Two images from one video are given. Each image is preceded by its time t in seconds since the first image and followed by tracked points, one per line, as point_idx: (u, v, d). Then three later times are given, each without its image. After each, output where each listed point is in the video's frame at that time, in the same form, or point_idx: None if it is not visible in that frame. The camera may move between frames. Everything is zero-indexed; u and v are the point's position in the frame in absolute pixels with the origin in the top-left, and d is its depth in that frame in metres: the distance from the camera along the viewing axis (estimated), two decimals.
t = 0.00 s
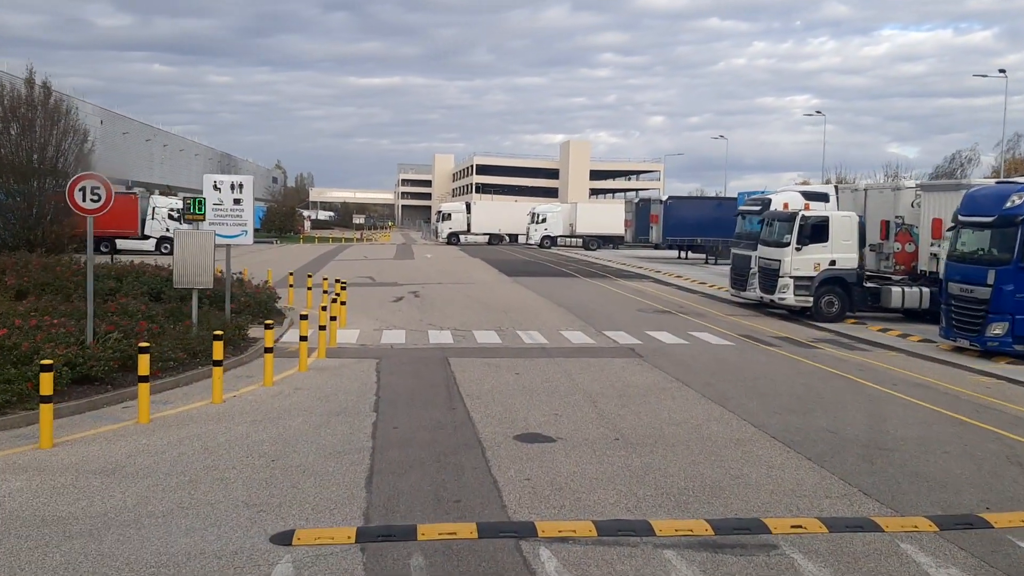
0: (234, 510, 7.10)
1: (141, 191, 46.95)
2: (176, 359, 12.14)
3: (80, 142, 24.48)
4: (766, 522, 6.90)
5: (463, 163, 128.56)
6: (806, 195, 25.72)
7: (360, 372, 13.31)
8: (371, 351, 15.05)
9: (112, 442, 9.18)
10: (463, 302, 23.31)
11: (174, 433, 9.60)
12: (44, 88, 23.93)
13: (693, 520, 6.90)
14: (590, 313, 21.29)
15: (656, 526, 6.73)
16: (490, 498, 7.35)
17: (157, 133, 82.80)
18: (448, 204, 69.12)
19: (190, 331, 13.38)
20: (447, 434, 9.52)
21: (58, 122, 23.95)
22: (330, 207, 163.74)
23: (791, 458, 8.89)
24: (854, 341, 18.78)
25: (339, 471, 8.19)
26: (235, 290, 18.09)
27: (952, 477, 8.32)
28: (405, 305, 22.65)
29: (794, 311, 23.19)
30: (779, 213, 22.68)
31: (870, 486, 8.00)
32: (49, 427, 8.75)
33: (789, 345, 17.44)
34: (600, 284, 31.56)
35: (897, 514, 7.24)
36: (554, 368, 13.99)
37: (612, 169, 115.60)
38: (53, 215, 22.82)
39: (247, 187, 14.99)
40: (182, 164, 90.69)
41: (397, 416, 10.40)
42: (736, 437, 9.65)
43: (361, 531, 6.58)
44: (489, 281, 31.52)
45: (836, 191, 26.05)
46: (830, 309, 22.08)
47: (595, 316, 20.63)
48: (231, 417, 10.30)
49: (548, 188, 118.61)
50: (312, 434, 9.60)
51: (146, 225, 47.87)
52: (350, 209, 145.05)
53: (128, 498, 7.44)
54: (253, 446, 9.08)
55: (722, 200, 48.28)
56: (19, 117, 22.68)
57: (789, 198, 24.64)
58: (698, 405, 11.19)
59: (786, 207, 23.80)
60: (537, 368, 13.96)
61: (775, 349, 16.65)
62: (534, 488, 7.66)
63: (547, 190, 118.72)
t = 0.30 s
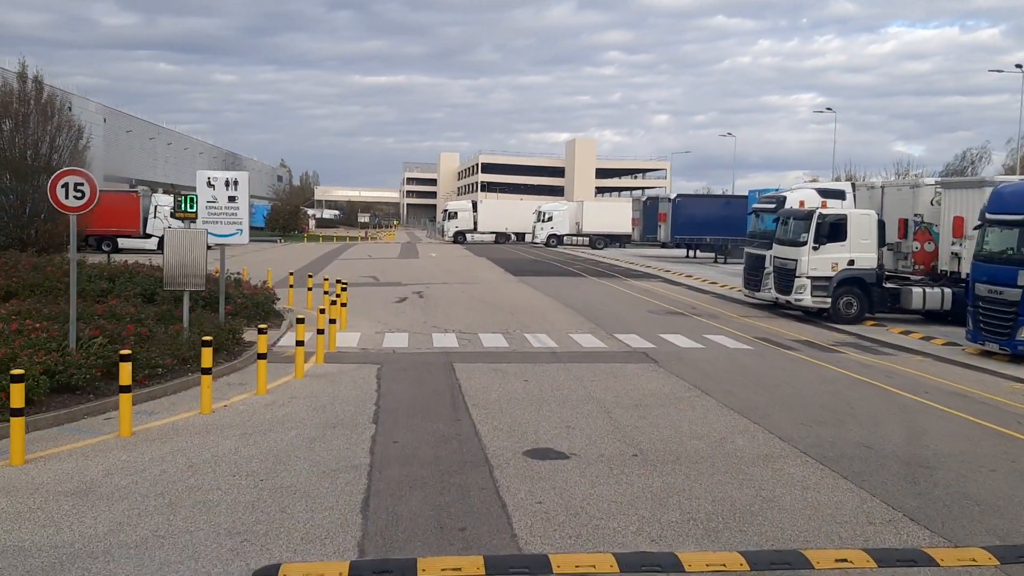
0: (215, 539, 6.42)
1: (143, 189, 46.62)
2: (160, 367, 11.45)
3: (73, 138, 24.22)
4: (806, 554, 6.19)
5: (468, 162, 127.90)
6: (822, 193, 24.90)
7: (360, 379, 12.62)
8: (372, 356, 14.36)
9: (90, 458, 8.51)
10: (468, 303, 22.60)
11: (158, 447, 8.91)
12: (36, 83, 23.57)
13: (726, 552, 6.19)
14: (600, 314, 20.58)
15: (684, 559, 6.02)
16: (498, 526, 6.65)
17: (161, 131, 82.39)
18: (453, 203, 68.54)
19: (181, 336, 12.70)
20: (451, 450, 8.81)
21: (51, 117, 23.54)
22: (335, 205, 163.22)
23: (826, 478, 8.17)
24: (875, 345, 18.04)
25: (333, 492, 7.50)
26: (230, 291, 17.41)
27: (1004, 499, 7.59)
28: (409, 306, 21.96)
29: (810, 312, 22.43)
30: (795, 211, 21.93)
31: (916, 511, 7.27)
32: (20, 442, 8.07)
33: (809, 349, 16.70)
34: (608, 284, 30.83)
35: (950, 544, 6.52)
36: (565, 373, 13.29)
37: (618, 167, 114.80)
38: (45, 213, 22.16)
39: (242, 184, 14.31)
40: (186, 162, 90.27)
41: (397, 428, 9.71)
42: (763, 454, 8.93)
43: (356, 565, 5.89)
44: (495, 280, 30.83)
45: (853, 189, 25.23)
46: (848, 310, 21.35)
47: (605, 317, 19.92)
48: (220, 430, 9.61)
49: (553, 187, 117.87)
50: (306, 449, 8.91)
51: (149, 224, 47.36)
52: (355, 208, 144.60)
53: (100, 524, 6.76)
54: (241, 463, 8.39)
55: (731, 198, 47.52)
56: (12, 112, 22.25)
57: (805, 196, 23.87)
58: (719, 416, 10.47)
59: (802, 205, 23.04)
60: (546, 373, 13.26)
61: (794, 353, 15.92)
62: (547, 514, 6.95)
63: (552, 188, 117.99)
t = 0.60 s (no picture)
0: None
1: (144, 188, 46.13)
2: (146, 376, 10.79)
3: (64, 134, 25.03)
4: None
5: (473, 160, 127.12)
6: (839, 190, 24.06)
7: (358, 386, 11.92)
8: (372, 362, 13.65)
9: (62, 477, 7.81)
10: (473, 304, 21.90)
11: (137, 465, 8.22)
12: (29, 78, 24.42)
13: None
14: (609, 316, 19.84)
15: None
16: (506, 559, 5.94)
17: (165, 129, 81.84)
18: (459, 201, 67.86)
19: (168, 342, 12.02)
20: (455, 468, 8.09)
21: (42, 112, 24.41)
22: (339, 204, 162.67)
23: (866, 501, 7.43)
24: (898, 349, 17.28)
25: (324, 518, 6.79)
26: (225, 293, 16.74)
27: None
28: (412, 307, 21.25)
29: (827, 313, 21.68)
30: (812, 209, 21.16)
31: (972, 542, 6.53)
32: None
33: (830, 353, 15.95)
34: (616, 284, 30.06)
35: None
36: (575, 380, 12.56)
37: (625, 165, 113.93)
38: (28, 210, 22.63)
39: (235, 181, 13.58)
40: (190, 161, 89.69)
41: (396, 443, 8.99)
42: (795, 474, 8.19)
43: None
44: (501, 280, 30.09)
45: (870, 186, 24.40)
46: (867, 312, 20.69)
47: (616, 319, 19.20)
48: (207, 445, 8.92)
49: (559, 185, 117.05)
50: (297, 467, 8.21)
51: (150, 223, 46.72)
52: (360, 207, 144.01)
53: (63, 557, 6.06)
54: (225, 483, 7.69)
55: (741, 196, 46.75)
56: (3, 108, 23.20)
57: (821, 194, 23.09)
58: (743, 430, 9.74)
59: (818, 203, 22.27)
60: (556, 380, 12.53)
61: (815, 357, 15.17)
62: (561, 545, 6.23)
63: (558, 187, 117.19)
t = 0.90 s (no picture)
0: None
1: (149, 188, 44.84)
2: (132, 387, 10.18)
3: (57, 130, 25.28)
4: None
5: (478, 159, 126.39)
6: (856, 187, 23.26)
7: (356, 396, 11.23)
8: (373, 368, 12.98)
9: (32, 500, 7.16)
10: (479, 305, 21.24)
11: (114, 485, 7.57)
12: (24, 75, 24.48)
13: None
14: (620, 318, 19.14)
15: None
16: None
17: (168, 128, 81.34)
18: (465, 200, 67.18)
19: (155, 349, 11.38)
20: (459, 490, 7.41)
21: (34, 108, 24.41)
22: (344, 203, 162.20)
23: (914, 530, 6.72)
24: (922, 353, 16.56)
25: (315, 551, 6.11)
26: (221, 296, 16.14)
27: None
28: (415, 309, 20.58)
29: (845, 315, 20.95)
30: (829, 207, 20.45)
31: None
32: None
33: (852, 358, 15.24)
34: (625, 284, 29.35)
35: None
36: (587, 388, 11.87)
37: (631, 164, 113.13)
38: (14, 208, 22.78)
39: (229, 178, 12.96)
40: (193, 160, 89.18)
41: (396, 461, 8.30)
42: (831, 497, 7.48)
43: None
44: (506, 281, 29.39)
45: (889, 183, 23.54)
46: (887, 314, 19.93)
47: (627, 322, 18.50)
48: (193, 462, 8.26)
49: (564, 184, 116.31)
50: (288, 488, 7.53)
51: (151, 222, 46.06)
52: (365, 206, 143.43)
53: None
54: (209, 507, 7.03)
55: (750, 194, 45.93)
56: None
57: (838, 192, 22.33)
58: (769, 446, 9.05)
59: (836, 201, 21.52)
60: (567, 388, 11.84)
61: (838, 362, 14.46)
62: None
63: (563, 186, 116.45)
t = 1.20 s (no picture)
0: None
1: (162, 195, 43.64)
2: (115, 397, 9.55)
3: (50, 126, 25.23)
4: None
5: (482, 158, 125.74)
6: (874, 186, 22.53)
7: (354, 406, 10.54)
8: (373, 375, 12.32)
9: None
10: (485, 307, 20.58)
11: (87, 508, 6.92)
12: (17, 70, 24.54)
13: None
14: (630, 320, 18.46)
15: None
16: None
17: (171, 127, 80.82)
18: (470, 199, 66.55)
19: (142, 356, 10.73)
20: (464, 516, 6.73)
21: (27, 103, 24.39)
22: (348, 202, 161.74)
23: (971, 563, 6.04)
24: (947, 358, 15.85)
25: None
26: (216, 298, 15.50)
27: None
28: (418, 311, 19.90)
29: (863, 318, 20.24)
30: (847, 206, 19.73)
31: None
32: None
33: (875, 363, 14.54)
34: (634, 285, 28.65)
35: None
36: (600, 397, 11.19)
37: (636, 164, 112.45)
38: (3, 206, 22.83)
39: (221, 174, 12.26)
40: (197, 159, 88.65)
41: (395, 481, 7.63)
42: (874, 523, 6.79)
43: None
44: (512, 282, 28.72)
45: (908, 182, 22.78)
46: (908, 317, 19.15)
47: (638, 325, 17.83)
48: (176, 482, 7.61)
49: (569, 183, 115.66)
50: (277, 512, 6.86)
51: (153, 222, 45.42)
52: (369, 205, 142.91)
53: None
54: (189, 535, 6.36)
55: (759, 193, 45.34)
56: None
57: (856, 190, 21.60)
58: (800, 464, 8.36)
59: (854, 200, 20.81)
60: (578, 397, 11.16)
61: (862, 368, 13.76)
62: None
63: (568, 185, 115.79)
